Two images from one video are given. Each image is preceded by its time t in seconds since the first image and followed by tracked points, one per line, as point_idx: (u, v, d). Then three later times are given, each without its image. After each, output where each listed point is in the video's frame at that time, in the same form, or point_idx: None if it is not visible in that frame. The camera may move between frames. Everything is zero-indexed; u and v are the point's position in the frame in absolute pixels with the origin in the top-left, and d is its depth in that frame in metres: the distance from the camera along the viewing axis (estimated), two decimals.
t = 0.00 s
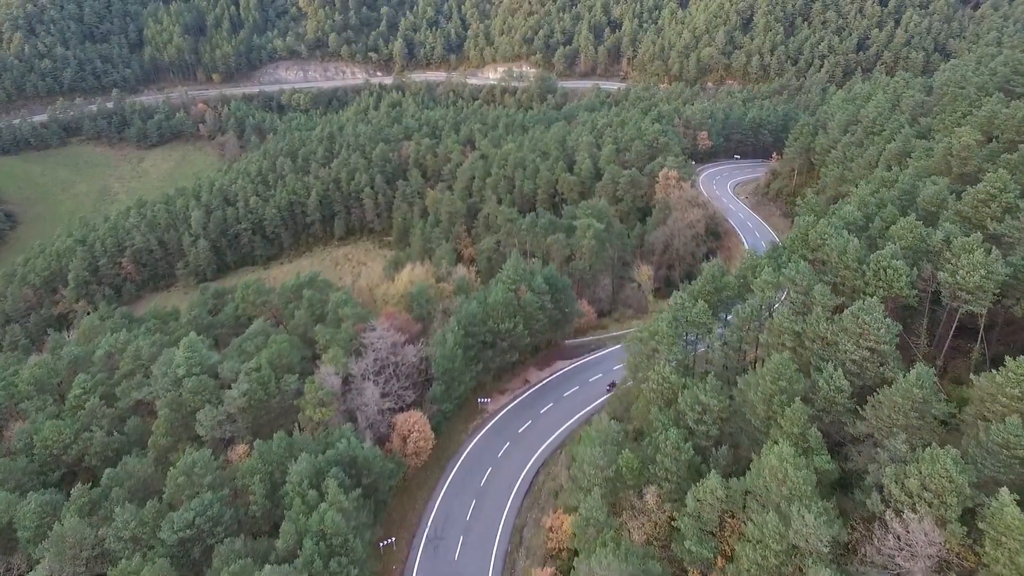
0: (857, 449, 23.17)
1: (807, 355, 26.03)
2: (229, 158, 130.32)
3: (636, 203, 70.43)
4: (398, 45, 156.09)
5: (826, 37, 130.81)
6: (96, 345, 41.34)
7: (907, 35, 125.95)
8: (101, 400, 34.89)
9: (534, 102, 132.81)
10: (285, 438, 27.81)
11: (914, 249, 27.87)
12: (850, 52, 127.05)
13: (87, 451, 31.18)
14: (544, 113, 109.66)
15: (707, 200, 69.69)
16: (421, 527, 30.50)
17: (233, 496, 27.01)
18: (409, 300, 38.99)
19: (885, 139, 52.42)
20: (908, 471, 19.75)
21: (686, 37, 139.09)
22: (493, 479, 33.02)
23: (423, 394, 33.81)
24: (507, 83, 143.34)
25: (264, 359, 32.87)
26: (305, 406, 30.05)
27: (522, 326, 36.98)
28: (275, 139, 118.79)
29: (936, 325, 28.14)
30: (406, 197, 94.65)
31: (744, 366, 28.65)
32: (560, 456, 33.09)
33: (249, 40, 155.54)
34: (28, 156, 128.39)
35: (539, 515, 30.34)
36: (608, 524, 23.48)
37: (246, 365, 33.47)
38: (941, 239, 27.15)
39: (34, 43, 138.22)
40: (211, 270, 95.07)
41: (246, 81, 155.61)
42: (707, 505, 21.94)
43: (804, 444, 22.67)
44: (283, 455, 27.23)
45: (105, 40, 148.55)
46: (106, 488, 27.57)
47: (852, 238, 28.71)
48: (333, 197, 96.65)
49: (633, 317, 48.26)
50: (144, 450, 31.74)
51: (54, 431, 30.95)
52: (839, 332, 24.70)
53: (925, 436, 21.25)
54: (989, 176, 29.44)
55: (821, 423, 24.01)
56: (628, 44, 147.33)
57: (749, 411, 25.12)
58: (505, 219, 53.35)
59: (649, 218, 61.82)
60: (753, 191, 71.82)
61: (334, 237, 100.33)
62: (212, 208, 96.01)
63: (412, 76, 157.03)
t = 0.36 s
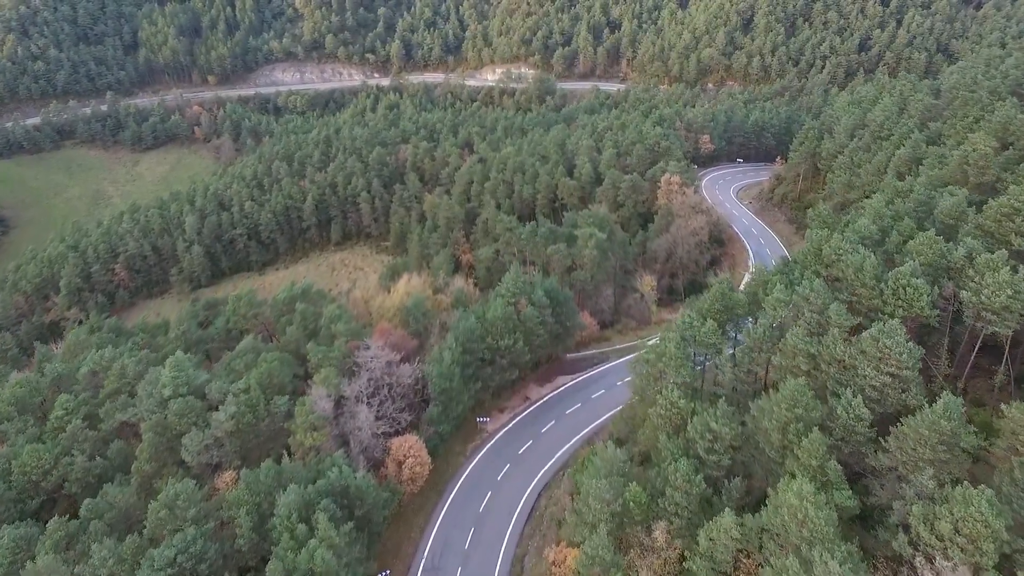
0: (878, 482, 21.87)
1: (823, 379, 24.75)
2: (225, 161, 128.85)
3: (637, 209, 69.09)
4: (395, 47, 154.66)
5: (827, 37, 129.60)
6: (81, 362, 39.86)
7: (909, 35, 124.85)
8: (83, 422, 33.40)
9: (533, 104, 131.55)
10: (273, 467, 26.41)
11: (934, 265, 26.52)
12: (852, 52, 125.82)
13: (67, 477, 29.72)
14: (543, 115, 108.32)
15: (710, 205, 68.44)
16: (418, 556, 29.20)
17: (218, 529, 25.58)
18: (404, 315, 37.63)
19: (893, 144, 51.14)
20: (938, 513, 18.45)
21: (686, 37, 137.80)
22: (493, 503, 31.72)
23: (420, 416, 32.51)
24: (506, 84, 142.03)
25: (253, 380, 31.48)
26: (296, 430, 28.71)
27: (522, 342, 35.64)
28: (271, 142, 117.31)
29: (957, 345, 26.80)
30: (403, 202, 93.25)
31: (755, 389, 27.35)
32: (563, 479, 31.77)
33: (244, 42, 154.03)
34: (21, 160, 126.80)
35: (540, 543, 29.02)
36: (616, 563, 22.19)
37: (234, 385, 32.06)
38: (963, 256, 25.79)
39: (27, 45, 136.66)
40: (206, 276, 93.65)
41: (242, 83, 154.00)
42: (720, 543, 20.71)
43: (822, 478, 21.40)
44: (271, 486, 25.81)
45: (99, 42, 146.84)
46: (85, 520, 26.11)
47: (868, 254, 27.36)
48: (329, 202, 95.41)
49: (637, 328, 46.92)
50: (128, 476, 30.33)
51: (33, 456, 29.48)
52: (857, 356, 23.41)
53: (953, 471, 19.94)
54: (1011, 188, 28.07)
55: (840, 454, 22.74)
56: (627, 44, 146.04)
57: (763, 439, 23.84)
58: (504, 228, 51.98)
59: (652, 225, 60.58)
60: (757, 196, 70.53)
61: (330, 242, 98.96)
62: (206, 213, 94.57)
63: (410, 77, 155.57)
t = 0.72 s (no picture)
0: (902, 520, 20.52)
1: (842, 407, 23.37)
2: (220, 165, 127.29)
3: (639, 214, 67.67)
4: (393, 48, 153.11)
5: (829, 37, 128.20)
6: (64, 380, 38.35)
7: (911, 35, 123.58)
8: (64, 447, 31.87)
9: (531, 106, 130.15)
10: (260, 500, 24.94)
11: (956, 284, 25.09)
12: (853, 53, 124.42)
13: (44, 508, 28.24)
14: (542, 117, 106.97)
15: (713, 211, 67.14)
16: None
17: (201, 567, 24.13)
18: (399, 331, 36.18)
19: (903, 150, 49.79)
20: (975, 562, 17.03)
21: (686, 38, 136.41)
22: (493, 531, 30.31)
23: (415, 440, 31.11)
24: (504, 86, 140.63)
25: (240, 404, 30.03)
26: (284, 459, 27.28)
27: (522, 360, 34.23)
28: (266, 146, 115.80)
29: (983, 368, 25.33)
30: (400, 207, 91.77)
31: (769, 416, 25.95)
32: (566, 506, 30.36)
33: (240, 44, 152.44)
34: (13, 164, 125.06)
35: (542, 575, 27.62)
36: None
37: (221, 409, 30.60)
38: (987, 275, 24.34)
39: (20, 48, 135.07)
40: (200, 282, 92.19)
41: (238, 85, 152.37)
42: None
43: (844, 518, 20.02)
44: (257, 521, 24.35)
45: (93, 44, 145.11)
46: (59, 557, 24.61)
47: (886, 271, 25.95)
48: (325, 207, 94.03)
49: (640, 341, 45.58)
50: (109, 506, 28.86)
51: (7, 485, 27.94)
52: (877, 384, 22.02)
53: (988, 513, 18.51)
54: None
55: (861, 489, 21.37)
56: (627, 45, 144.63)
57: (779, 473, 22.48)
58: (503, 237, 50.55)
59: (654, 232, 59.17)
60: (761, 201, 69.22)
61: (326, 248, 97.52)
62: (200, 219, 93.04)
63: (407, 79, 154.04)
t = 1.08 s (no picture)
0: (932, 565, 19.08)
1: (864, 439, 21.92)
2: (215, 168, 125.69)
3: (640, 220, 66.22)
4: (389, 49, 151.47)
5: (830, 37, 126.80)
6: (44, 400, 36.76)
7: (914, 36, 122.31)
8: (40, 475, 30.27)
9: (529, 108, 128.63)
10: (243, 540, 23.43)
11: (982, 306, 23.59)
12: (855, 53, 122.95)
13: (16, 543, 26.69)
14: (541, 120, 105.46)
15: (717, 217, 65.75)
16: None
17: None
18: (394, 350, 34.78)
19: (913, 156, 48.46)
20: None
21: (686, 39, 135.05)
22: (493, 562, 28.86)
23: (410, 468, 29.70)
24: (502, 88, 139.10)
25: (225, 431, 28.59)
26: (271, 492, 25.77)
27: (522, 381, 32.79)
28: (260, 149, 114.22)
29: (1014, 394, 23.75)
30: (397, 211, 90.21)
31: (785, 445, 24.47)
32: (568, 536, 28.90)
33: (235, 45, 150.83)
34: (4, 167, 123.30)
35: None
36: None
37: (206, 436, 29.12)
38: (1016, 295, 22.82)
39: (12, 50, 133.19)
40: (193, 289, 90.64)
41: (233, 87, 150.72)
42: None
43: (870, 564, 18.59)
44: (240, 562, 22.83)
45: (86, 46, 143.31)
46: None
47: (907, 292, 24.48)
48: (321, 212, 92.55)
49: (644, 355, 44.14)
50: (85, 540, 27.33)
51: None
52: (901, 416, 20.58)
53: None
54: None
55: (887, 529, 19.95)
56: (626, 46, 143.20)
57: (798, 511, 21.06)
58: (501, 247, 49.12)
59: (656, 240, 57.79)
60: (764, 207, 67.94)
61: (322, 253, 95.94)
62: (193, 224, 91.49)
63: (404, 80, 152.46)
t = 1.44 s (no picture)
0: None
1: (889, 477, 20.42)
2: (209, 173, 124.08)
3: (641, 227, 64.73)
4: (385, 51, 149.79)
5: (831, 38, 125.45)
6: (21, 423, 35.14)
7: (915, 36, 121.04)
8: (12, 507, 29.07)
9: (527, 110, 127.04)
10: None
11: (1013, 331, 21.97)
12: (857, 54, 121.55)
13: None
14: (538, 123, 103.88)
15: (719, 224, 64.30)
16: None
17: None
18: (387, 372, 33.26)
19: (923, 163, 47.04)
20: None
21: (685, 40, 133.69)
22: None
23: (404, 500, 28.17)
24: (500, 90, 137.46)
25: (208, 463, 27.03)
26: (254, 531, 24.22)
27: (521, 405, 31.26)
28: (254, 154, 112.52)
29: None
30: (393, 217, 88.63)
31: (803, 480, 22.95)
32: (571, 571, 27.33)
33: (229, 47, 149.17)
34: None
35: None
36: None
37: (188, 466, 27.57)
38: None
39: (2, 52, 131.44)
40: (185, 297, 88.98)
41: (227, 90, 149.07)
42: None
43: None
44: None
45: (78, 48, 141.50)
46: None
47: (933, 316, 22.92)
48: (315, 217, 90.97)
49: (647, 371, 42.51)
50: None
51: None
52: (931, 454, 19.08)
53: None
54: None
55: None
56: (624, 47, 141.78)
57: (819, 557, 19.59)
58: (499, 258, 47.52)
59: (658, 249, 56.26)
60: (767, 213, 66.53)
61: (317, 260, 94.26)
62: (185, 230, 89.87)
63: (401, 82, 150.76)
